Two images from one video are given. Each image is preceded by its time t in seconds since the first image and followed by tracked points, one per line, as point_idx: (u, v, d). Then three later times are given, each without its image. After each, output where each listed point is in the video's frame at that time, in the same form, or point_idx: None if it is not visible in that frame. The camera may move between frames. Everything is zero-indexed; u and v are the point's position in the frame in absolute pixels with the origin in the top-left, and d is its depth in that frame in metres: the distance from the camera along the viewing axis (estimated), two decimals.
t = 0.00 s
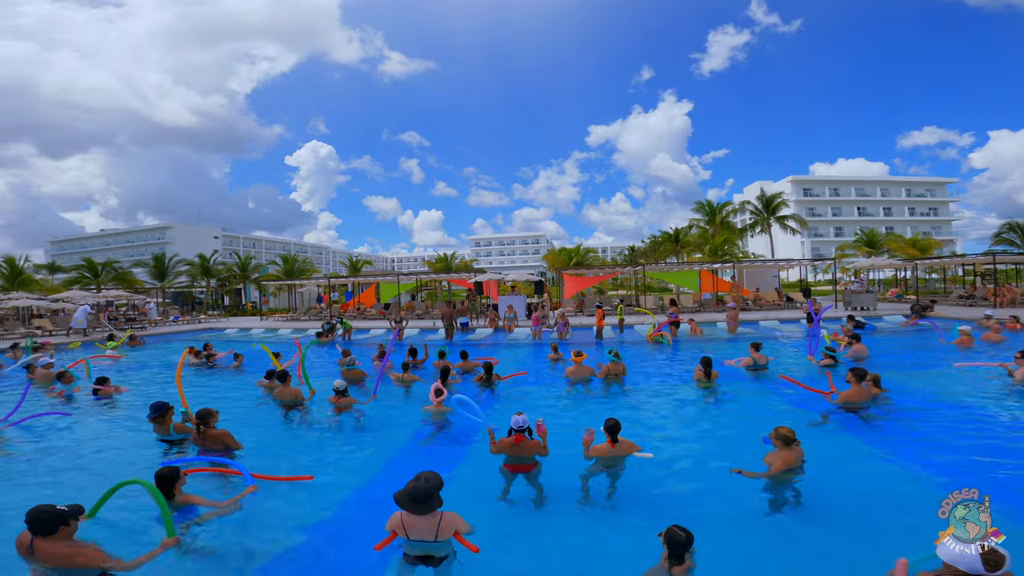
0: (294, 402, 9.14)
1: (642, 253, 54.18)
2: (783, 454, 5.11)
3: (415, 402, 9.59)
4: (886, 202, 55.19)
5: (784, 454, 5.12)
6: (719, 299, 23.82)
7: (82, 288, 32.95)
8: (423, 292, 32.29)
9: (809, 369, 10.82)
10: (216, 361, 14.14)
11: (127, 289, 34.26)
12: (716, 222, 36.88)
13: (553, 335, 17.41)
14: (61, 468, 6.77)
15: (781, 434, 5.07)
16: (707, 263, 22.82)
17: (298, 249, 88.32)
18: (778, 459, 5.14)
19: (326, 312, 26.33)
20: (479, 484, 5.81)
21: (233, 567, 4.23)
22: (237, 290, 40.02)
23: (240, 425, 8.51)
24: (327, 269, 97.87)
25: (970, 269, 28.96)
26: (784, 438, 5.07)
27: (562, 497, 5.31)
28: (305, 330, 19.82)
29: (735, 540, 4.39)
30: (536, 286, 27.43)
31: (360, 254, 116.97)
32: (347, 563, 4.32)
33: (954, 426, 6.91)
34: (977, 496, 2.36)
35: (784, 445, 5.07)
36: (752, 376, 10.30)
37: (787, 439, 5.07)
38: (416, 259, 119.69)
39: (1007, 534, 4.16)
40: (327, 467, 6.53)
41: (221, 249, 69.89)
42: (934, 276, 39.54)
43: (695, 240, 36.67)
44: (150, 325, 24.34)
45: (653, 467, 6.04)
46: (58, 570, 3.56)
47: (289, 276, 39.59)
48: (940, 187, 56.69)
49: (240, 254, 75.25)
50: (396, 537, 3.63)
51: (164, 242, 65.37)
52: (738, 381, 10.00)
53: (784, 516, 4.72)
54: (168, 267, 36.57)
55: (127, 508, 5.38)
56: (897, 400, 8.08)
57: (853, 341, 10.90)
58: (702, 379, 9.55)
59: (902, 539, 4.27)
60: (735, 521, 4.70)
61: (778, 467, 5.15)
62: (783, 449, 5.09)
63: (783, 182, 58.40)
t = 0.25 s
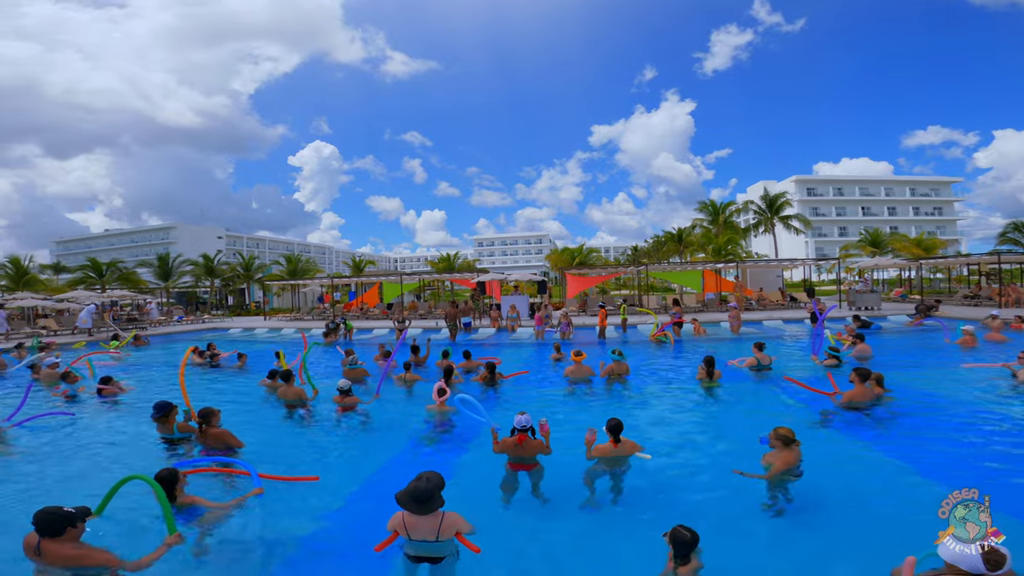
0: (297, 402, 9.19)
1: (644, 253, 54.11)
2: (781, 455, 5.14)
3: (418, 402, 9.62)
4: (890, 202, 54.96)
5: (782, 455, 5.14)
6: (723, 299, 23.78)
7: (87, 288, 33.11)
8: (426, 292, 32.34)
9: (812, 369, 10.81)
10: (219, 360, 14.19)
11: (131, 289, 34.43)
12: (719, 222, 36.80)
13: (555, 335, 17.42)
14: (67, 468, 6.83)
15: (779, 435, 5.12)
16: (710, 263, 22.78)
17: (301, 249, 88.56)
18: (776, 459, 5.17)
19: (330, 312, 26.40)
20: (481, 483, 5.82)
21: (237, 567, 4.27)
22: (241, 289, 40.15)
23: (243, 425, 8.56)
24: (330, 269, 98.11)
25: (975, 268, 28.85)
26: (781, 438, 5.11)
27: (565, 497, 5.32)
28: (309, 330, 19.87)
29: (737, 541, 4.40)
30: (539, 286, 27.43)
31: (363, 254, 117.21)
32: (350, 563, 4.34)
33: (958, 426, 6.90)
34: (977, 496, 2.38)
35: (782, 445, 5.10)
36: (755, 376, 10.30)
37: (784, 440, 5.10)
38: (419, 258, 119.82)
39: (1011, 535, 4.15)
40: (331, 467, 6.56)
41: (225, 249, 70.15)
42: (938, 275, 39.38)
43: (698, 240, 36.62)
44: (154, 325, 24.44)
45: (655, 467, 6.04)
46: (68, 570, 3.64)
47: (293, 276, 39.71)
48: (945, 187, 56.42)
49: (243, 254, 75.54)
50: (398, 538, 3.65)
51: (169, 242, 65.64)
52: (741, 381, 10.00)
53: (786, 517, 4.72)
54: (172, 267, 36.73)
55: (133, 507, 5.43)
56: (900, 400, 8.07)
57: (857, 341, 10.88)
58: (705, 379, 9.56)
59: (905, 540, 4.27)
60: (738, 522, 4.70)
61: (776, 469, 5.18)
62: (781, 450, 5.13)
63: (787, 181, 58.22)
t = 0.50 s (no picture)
0: (301, 401, 9.26)
1: (648, 253, 54.04)
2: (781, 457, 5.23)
3: (421, 402, 9.65)
4: (895, 201, 54.71)
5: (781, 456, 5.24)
6: (727, 299, 23.74)
7: (92, 288, 33.33)
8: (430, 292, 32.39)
9: (817, 369, 10.79)
10: (224, 360, 14.28)
11: (136, 289, 34.62)
12: (723, 221, 36.72)
13: (559, 335, 17.43)
14: (72, 467, 6.89)
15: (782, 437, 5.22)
16: (714, 263, 22.75)
17: (306, 249, 88.85)
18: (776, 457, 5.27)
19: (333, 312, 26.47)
20: (485, 483, 5.86)
21: (241, 566, 4.31)
22: (245, 289, 40.31)
23: (248, 424, 8.60)
24: (334, 269, 98.34)
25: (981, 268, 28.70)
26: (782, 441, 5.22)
27: (567, 497, 5.34)
28: (313, 330, 19.95)
29: (738, 541, 4.40)
30: (542, 286, 27.46)
31: (367, 254, 117.47)
32: (354, 562, 4.38)
33: (963, 426, 6.88)
34: (977, 496, 2.38)
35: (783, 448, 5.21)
36: (759, 376, 10.29)
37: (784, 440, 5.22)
38: (422, 258, 119.99)
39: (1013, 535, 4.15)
40: (335, 467, 6.59)
41: (230, 249, 70.44)
42: (944, 275, 39.17)
43: (702, 240, 36.57)
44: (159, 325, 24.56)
45: (658, 467, 6.06)
46: (71, 570, 3.68)
47: (297, 276, 39.85)
48: (950, 186, 56.12)
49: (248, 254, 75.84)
50: (399, 537, 3.70)
51: (174, 242, 65.95)
52: (744, 381, 9.99)
53: (788, 517, 4.73)
54: (177, 268, 36.91)
55: (139, 506, 5.48)
56: (905, 400, 8.06)
57: (861, 341, 10.87)
58: (709, 378, 9.57)
59: (907, 540, 4.28)
60: (739, 522, 4.71)
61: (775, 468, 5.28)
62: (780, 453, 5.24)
63: (791, 181, 58.03)
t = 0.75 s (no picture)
0: (305, 401, 9.32)
1: (651, 252, 53.97)
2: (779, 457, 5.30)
3: (425, 402, 9.68)
4: (900, 201, 54.52)
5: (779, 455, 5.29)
6: (730, 299, 23.70)
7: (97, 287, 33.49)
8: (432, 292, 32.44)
9: (820, 369, 10.78)
10: (227, 360, 14.33)
11: (140, 289, 34.76)
12: (726, 221, 36.65)
13: (561, 334, 17.45)
14: (77, 466, 6.94)
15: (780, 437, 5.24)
16: (717, 262, 22.73)
17: (309, 249, 89.08)
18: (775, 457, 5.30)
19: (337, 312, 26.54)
20: (488, 482, 5.89)
21: (246, 565, 4.34)
22: (248, 289, 40.43)
23: (252, 424, 8.65)
24: (336, 269, 98.46)
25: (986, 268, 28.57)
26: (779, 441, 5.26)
27: (570, 496, 5.37)
28: (316, 330, 20.01)
29: (741, 542, 4.41)
30: (545, 285, 27.48)
31: (370, 254, 117.69)
32: (359, 561, 4.42)
33: (967, 426, 6.88)
34: (978, 497, 2.44)
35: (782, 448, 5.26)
36: (762, 376, 10.29)
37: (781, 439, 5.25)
38: (425, 259, 120.16)
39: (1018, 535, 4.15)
40: (339, 467, 6.63)
41: (233, 249, 70.67)
42: (949, 275, 38.97)
43: (705, 239, 36.54)
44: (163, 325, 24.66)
45: (661, 467, 6.07)
46: (73, 566, 3.71)
47: (300, 276, 39.96)
48: (955, 185, 55.88)
49: (251, 254, 76.07)
50: (396, 538, 3.71)
51: (178, 242, 66.16)
52: (747, 381, 9.99)
53: (791, 518, 4.73)
54: (181, 267, 37.07)
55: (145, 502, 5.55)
56: (909, 400, 8.05)
57: (866, 341, 10.85)
58: (711, 377, 9.62)
59: (910, 541, 4.28)
60: (741, 522, 4.72)
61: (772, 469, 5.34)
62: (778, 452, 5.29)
63: (794, 181, 57.89)
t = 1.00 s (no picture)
0: (307, 401, 9.23)
1: (654, 252, 53.92)
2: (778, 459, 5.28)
3: (428, 401, 9.73)
4: (905, 201, 54.30)
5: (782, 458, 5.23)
6: (733, 299, 23.68)
7: (103, 287, 33.72)
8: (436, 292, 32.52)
9: (823, 369, 10.79)
10: (231, 359, 14.39)
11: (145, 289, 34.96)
12: (730, 221, 36.59)
13: (564, 334, 17.48)
14: (81, 466, 6.97)
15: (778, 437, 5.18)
16: (721, 262, 22.71)
17: (313, 249, 89.39)
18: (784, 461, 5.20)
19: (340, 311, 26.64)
20: (491, 483, 5.92)
21: (251, 565, 4.36)
22: (253, 289, 40.59)
23: (255, 423, 8.70)
24: (340, 268, 98.76)
25: (991, 268, 28.47)
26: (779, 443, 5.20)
27: (573, 497, 5.39)
28: (319, 329, 20.07)
29: (742, 542, 4.43)
30: (548, 285, 27.50)
31: (373, 254, 118.01)
32: (364, 559, 4.46)
33: (972, 426, 6.87)
34: (978, 497, 2.45)
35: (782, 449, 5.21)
36: (766, 376, 10.31)
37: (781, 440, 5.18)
38: (428, 258, 120.39)
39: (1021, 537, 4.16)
40: (342, 466, 6.68)
41: (237, 249, 71.00)
42: (954, 275, 38.83)
43: (708, 239, 36.53)
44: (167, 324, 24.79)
45: (664, 467, 6.08)
46: (80, 567, 3.56)
47: (304, 276, 40.09)
48: (961, 185, 55.60)
49: (255, 253, 76.42)
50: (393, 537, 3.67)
51: (183, 242, 66.52)
52: (750, 381, 10.00)
53: (792, 518, 4.75)
54: (185, 267, 37.21)
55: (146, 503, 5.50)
56: (913, 400, 8.05)
57: (870, 341, 10.84)
58: (714, 377, 9.67)
59: (912, 542, 4.29)
60: (744, 523, 4.73)
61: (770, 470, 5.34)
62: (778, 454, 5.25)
63: (799, 181, 57.71)
